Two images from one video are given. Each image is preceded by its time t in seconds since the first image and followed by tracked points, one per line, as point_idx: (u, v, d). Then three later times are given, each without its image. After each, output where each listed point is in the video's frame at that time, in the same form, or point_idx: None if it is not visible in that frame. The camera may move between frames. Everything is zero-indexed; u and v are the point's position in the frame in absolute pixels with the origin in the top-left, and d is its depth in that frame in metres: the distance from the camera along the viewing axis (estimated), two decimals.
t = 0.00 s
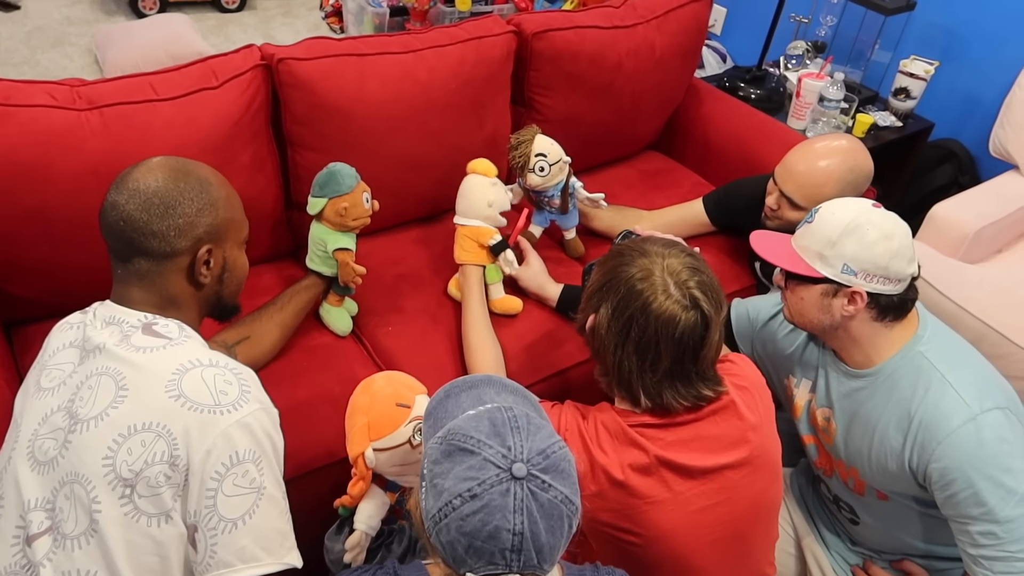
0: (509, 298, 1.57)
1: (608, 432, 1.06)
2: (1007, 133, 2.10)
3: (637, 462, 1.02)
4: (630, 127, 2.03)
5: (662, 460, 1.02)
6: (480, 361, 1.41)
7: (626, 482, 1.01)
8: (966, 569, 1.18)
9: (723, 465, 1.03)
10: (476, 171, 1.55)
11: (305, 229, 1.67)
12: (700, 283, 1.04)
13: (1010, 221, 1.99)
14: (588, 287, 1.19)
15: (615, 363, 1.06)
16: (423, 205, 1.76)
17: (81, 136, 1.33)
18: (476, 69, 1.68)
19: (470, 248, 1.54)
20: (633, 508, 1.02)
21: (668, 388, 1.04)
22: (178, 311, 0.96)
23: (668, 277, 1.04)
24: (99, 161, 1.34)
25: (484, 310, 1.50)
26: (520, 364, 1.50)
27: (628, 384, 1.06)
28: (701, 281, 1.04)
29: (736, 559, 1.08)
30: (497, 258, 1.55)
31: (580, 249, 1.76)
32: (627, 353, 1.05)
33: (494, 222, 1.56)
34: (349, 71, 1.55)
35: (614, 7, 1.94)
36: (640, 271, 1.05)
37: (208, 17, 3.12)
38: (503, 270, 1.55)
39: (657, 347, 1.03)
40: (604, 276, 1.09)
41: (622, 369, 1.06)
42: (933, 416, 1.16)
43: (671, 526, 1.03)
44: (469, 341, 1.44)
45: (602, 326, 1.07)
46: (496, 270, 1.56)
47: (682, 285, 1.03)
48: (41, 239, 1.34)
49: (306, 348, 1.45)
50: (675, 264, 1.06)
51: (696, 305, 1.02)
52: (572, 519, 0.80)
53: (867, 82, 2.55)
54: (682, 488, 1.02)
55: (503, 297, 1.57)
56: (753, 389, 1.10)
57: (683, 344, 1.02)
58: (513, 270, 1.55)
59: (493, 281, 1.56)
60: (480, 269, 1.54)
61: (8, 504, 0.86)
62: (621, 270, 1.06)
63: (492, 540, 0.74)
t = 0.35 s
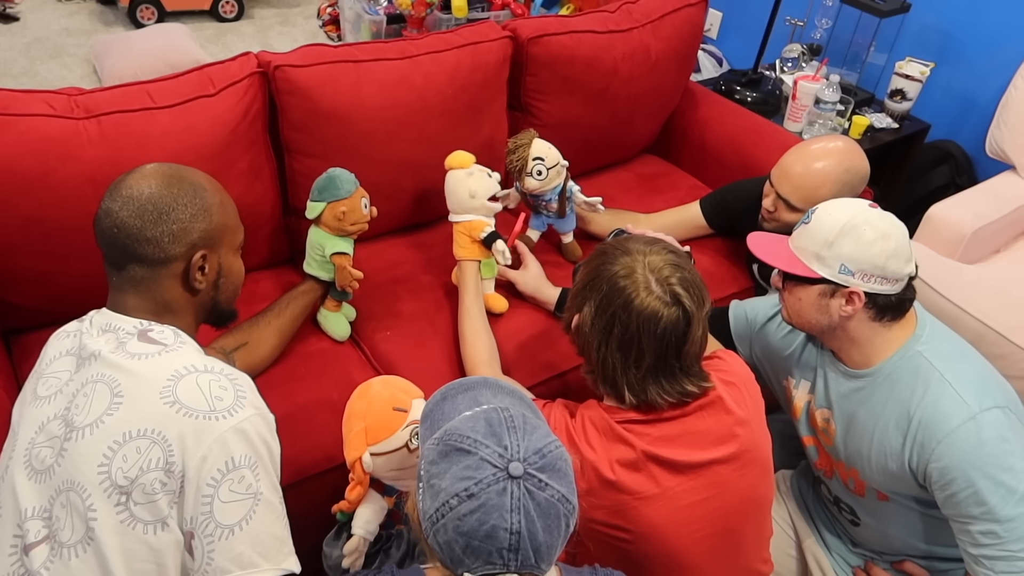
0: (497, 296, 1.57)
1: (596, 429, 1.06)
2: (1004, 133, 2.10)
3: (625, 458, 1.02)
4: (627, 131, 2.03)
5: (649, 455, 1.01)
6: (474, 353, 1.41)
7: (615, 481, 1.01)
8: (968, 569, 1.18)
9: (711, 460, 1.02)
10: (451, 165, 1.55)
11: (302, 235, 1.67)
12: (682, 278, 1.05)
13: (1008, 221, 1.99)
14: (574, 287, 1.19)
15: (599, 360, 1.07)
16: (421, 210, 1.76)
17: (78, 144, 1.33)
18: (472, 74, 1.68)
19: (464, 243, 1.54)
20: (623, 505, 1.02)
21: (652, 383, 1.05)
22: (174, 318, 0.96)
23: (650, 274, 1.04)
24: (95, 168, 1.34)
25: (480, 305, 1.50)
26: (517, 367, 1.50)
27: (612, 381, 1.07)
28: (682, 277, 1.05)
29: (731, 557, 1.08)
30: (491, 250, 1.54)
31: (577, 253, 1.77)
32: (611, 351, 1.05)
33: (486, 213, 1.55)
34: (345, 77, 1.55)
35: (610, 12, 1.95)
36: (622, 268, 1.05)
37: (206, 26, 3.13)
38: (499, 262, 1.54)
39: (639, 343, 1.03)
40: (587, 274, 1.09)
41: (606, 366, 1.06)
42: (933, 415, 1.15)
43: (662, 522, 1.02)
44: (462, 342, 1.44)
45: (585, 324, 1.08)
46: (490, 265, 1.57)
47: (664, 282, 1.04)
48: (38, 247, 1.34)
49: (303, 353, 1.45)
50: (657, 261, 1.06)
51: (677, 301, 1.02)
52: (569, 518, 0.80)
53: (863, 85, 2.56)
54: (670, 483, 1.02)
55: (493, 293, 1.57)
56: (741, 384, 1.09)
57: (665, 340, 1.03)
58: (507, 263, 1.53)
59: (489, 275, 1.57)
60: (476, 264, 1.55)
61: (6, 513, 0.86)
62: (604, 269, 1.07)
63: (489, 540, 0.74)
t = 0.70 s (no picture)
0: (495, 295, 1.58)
1: (596, 431, 1.05)
2: (999, 134, 2.11)
3: (626, 460, 1.02)
4: (624, 133, 2.03)
5: (650, 457, 1.01)
6: (473, 360, 1.41)
7: (615, 482, 1.01)
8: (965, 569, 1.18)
9: (711, 460, 1.02)
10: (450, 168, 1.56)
11: (299, 238, 1.67)
12: (682, 277, 1.05)
13: (1004, 221, 2.00)
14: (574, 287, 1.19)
15: (601, 359, 1.07)
16: (418, 213, 1.76)
17: (74, 148, 1.33)
18: (468, 77, 1.68)
19: (462, 246, 1.55)
20: (624, 507, 1.02)
21: (654, 383, 1.05)
22: (171, 321, 0.96)
23: (650, 273, 1.04)
24: (91, 172, 1.34)
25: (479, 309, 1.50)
26: (516, 368, 1.50)
27: (614, 381, 1.07)
28: (683, 277, 1.05)
29: (730, 558, 1.08)
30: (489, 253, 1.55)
31: (575, 254, 1.76)
32: (612, 350, 1.05)
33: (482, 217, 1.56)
34: (341, 80, 1.55)
35: (606, 14, 1.95)
36: (622, 268, 1.05)
37: (203, 31, 3.14)
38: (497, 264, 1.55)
39: (641, 343, 1.03)
40: (587, 274, 1.09)
41: (607, 365, 1.06)
42: (929, 413, 1.16)
43: (660, 524, 1.02)
44: (461, 344, 1.44)
45: (586, 323, 1.08)
46: (488, 268, 1.58)
47: (664, 281, 1.04)
48: (34, 251, 1.34)
49: (301, 356, 1.45)
50: (656, 260, 1.06)
51: (678, 300, 1.02)
52: (563, 514, 0.81)
53: (859, 86, 2.56)
54: (670, 484, 1.02)
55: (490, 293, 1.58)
56: (740, 385, 1.09)
57: (667, 339, 1.03)
58: (506, 264, 1.53)
59: (484, 277, 1.57)
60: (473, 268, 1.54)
61: (4, 517, 0.86)
62: (604, 269, 1.06)
63: (483, 537, 0.75)
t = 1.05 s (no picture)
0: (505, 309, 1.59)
1: (611, 447, 1.06)
2: (1008, 146, 2.11)
3: (640, 475, 1.03)
4: (632, 147, 2.05)
5: (664, 473, 1.02)
6: (486, 376, 1.41)
7: (630, 498, 1.02)
8: None
9: (726, 478, 1.03)
10: (462, 188, 1.59)
11: (310, 252, 1.69)
12: (697, 292, 1.06)
13: (1013, 233, 2.00)
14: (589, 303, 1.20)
15: (616, 374, 1.07)
16: (428, 227, 1.78)
17: (91, 164, 1.36)
18: (478, 92, 1.71)
19: (473, 261, 1.56)
20: (638, 522, 1.03)
21: (670, 398, 1.05)
22: (187, 335, 0.98)
23: (666, 288, 1.05)
24: (108, 188, 1.36)
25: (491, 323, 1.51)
26: (526, 381, 1.51)
27: (629, 396, 1.07)
28: (698, 291, 1.06)
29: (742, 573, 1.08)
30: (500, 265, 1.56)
31: (583, 267, 1.78)
32: (628, 365, 1.06)
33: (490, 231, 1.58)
34: (353, 96, 1.57)
35: (614, 29, 1.97)
36: (638, 283, 1.06)
37: (215, 46, 3.18)
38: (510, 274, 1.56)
39: (657, 357, 1.04)
40: (603, 290, 1.10)
41: (623, 380, 1.07)
42: (938, 426, 1.16)
43: (674, 540, 1.02)
44: (474, 357, 1.46)
45: (602, 338, 1.08)
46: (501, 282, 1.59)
47: (680, 296, 1.05)
48: (52, 266, 1.36)
49: (314, 369, 1.47)
50: (673, 275, 1.07)
51: (694, 315, 1.03)
52: (572, 524, 0.82)
53: (867, 98, 2.57)
54: (685, 500, 1.02)
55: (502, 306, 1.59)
56: (756, 403, 1.10)
57: (683, 354, 1.03)
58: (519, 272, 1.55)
59: (497, 291, 1.59)
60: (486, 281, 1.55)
61: (22, 526, 0.88)
62: (620, 283, 1.07)
63: (493, 546, 0.76)
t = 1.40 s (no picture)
0: (501, 318, 1.60)
1: (614, 459, 1.07)
2: (1006, 163, 2.13)
3: (642, 489, 1.03)
4: (633, 158, 2.06)
5: (665, 487, 1.02)
6: (482, 380, 1.44)
7: (632, 512, 1.02)
8: None
9: (728, 496, 1.03)
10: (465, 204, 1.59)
11: (312, 256, 1.70)
12: (702, 302, 1.08)
13: (1010, 249, 2.01)
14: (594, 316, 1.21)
15: (623, 384, 1.09)
16: (429, 234, 1.79)
17: (96, 166, 1.37)
18: (481, 101, 1.72)
19: (458, 277, 1.57)
20: (637, 536, 1.03)
21: (676, 408, 1.06)
22: (188, 336, 0.99)
23: (671, 298, 1.07)
24: (112, 190, 1.37)
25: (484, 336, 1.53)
26: (525, 389, 1.52)
27: (636, 406, 1.09)
28: (702, 301, 1.08)
29: None
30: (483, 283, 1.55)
31: (582, 275, 1.79)
32: (635, 374, 1.07)
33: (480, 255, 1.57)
34: (357, 103, 1.59)
35: (616, 41, 1.99)
36: (643, 293, 1.08)
37: (220, 52, 3.20)
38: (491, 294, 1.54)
39: (664, 367, 1.05)
40: (607, 301, 1.12)
41: (630, 390, 1.08)
42: (933, 439, 1.17)
43: (675, 556, 1.03)
44: (473, 365, 1.46)
45: (608, 349, 1.10)
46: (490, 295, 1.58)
47: (685, 305, 1.06)
48: (55, 266, 1.37)
49: (313, 373, 1.47)
50: (676, 285, 1.09)
51: (699, 324, 1.05)
52: (567, 527, 0.83)
53: (866, 114, 2.59)
54: (686, 517, 1.03)
55: (495, 317, 1.60)
56: (761, 421, 1.10)
57: (689, 363, 1.05)
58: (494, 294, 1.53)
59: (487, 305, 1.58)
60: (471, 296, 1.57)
61: (22, 524, 0.88)
62: (625, 294, 1.09)
63: (489, 547, 0.77)
